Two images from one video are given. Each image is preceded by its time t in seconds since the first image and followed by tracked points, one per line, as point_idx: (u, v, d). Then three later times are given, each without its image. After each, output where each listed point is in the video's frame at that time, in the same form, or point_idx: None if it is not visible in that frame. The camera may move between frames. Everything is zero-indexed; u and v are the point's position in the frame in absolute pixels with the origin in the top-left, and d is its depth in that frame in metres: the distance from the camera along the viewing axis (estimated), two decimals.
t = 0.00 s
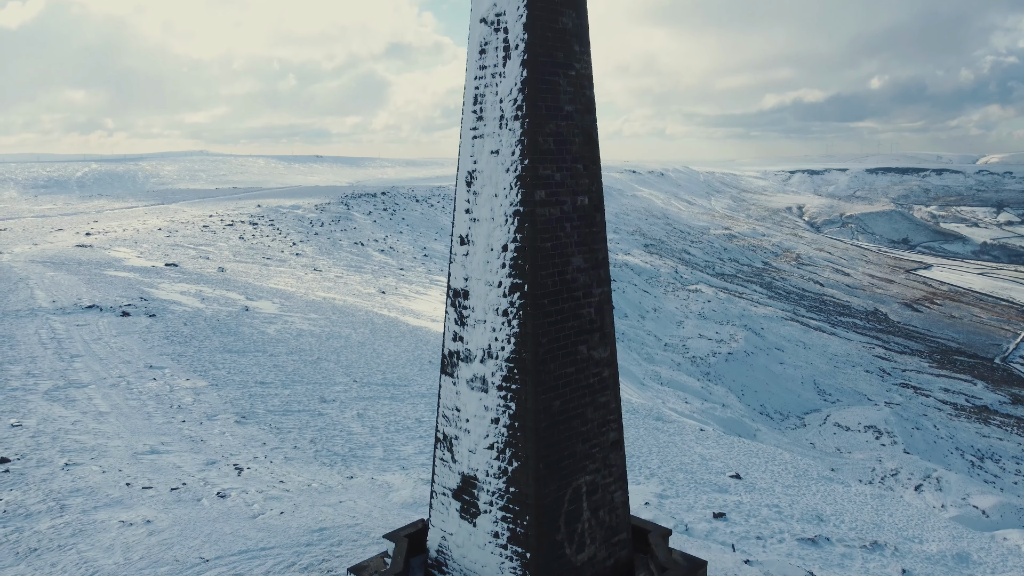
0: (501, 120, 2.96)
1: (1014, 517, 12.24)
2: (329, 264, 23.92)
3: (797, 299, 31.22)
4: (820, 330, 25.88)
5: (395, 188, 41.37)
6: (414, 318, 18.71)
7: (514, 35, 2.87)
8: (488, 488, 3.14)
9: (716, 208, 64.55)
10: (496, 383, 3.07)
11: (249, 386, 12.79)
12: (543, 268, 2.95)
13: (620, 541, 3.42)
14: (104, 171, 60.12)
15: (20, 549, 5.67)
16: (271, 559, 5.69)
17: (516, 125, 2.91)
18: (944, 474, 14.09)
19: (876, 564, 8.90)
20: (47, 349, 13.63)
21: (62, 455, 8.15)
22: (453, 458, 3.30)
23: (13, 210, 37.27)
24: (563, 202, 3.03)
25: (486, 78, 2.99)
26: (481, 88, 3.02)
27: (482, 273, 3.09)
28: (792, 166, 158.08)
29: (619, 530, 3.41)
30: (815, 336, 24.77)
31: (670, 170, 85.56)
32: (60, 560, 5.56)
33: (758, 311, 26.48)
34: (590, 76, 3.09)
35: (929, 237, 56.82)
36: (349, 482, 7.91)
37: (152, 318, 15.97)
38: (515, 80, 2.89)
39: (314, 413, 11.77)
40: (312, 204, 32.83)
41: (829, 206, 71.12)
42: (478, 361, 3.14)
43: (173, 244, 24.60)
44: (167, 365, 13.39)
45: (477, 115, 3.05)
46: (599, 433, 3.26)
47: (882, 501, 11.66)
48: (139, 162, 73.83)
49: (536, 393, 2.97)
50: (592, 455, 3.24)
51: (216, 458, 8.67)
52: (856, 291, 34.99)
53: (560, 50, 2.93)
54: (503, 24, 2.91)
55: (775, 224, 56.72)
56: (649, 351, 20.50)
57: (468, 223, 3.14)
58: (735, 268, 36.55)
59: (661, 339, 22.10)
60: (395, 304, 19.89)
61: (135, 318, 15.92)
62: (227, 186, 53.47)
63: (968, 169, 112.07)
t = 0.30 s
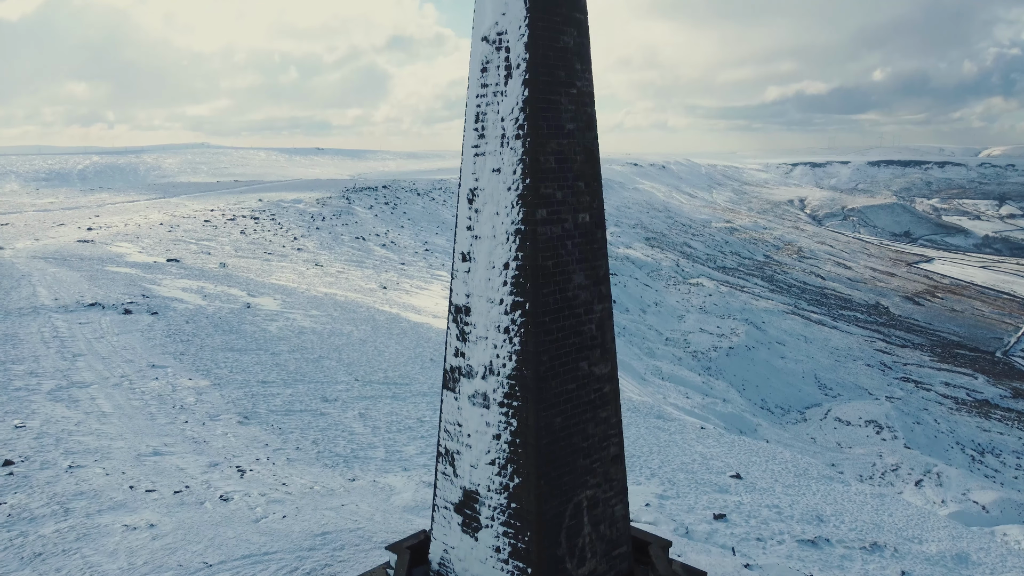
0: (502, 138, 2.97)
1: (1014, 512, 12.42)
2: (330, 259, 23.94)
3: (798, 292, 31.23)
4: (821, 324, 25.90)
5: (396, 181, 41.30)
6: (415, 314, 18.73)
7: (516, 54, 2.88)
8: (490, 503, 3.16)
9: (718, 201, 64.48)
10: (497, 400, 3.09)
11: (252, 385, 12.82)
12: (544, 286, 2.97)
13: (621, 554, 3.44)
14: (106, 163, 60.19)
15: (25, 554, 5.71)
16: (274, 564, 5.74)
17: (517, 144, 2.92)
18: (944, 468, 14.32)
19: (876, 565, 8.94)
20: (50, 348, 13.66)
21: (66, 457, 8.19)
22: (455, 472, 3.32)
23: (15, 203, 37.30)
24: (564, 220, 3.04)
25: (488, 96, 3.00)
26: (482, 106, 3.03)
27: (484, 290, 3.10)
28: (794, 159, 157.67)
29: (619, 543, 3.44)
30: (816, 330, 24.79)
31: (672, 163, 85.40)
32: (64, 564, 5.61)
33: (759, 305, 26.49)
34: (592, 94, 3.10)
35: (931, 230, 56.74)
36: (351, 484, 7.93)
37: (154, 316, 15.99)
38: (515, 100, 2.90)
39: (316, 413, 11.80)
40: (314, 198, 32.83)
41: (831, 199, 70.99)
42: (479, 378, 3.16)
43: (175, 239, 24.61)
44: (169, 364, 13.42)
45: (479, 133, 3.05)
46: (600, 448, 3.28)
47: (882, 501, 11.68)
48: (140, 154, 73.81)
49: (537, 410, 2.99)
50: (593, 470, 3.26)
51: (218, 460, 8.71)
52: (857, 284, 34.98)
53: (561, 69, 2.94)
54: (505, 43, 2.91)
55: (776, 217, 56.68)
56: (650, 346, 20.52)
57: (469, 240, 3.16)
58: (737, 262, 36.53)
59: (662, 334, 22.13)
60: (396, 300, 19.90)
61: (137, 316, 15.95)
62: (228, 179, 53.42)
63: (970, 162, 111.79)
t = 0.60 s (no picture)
0: (504, 155, 2.97)
1: (1014, 507, 12.96)
2: (332, 255, 23.98)
3: (800, 286, 31.25)
4: (823, 318, 25.92)
5: (397, 175, 41.30)
6: (416, 310, 18.76)
7: (516, 72, 2.89)
8: (491, 516, 3.19)
9: (719, 195, 64.43)
10: (499, 414, 3.11)
11: (254, 384, 12.86)
12: (545, 302, 2.99)
13: (621, 564, 3.47)
14: (107, 157, 60.27)
15: (29, 558, 5.76)
16: (277, 568, 5.78)
17: (518, 161, 2.93)
18: (944, 464, 14.69)
19: (875, 566, 8.98)
20: (52, 347, 13.70)
21: (69, 459, 8.22)
22: (456, 485, 3.34)
23: (16, 198, 37.32)
24: (565, 236, 3.05)
25: (489, 112, 3.01)
26: (483, 122, 3.04)
27: (486, 305, 3.12)
28: (795, 153, 157.35)
29: (619, 554, 3.46)
30: (817, 325, 24.82)
31: (673, 156, 85.25)
32: (68, 568, 5.66)
33: (760, 299, 26.51)
34: (593, 109, 3.11)
35: (933, 224, 56.71)
36: (353, 487, 7.97)
37: (156, 314, 16.03)
38: (516, 116, 2.91)
39: (318, 412, 11.85)
40: (315, 193, 32.85)
41: (833, 193, 70.91)
42: (481, 392, 3.17)
43: (176, 235, 24.64)
44: (171, 363, 13.46)
45: (480, 149, 3.06)
46: (600, 461, 3.31)
47: (883, 501, 11.72)
48: (140, 147, 73.82)
49: (539, 425, 3.01)
50: (594, 483, 3.29)
51: (221, 461, 8.75)
52: (859, 278, 34.98)
53: (561, 86, 2.95)
54: (506, 60, 2.92)
55: (778, 211, 56.64)
56: (651, 341, 20.54)
57: (471, 255, 3.17)
58: (738, 256, 36.53)
59: (663, 329, 22.15)
60: (397, 296, 19.93)
61: (139, 314, 15.99)
62: (229, 173, 53.41)
63: (973, 155, 111.62)
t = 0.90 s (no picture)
0: (505, 171, 2.98)
1: (1014, 503, 13.02)
2: (333, 250, 24.01)
3: (801, 280, 31.26)
4: (824, 312, 25.94)
5: (398, 169, 41.29)
6: (418, 307, 18.79)
7: (517, 89, 2.89)
8: (492, 528, 3.21)
9: (720, 188, 64.36)
10: (500, 428, 3.13)
11: (256, 383, 12.90)
12: (545, 317, 3.00)
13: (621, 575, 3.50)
14: (108, 151, 60.34)
15: (33, 562, 5.80)
16: (281, 573, 5.82)
17: (519, 177, 2.93)
18: (944, 460, 14.74)
19: (875, 568, 9.02)
20: (55, 346, 13.74)
21: (72, 461, 8.26)
22: (458, 496, 3.37)
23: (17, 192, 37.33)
24: (566, 252, 3.06)
25: (490, 127, 3.01)
26: (484, 138, 3.05)
27: (487, 319, 3.13)
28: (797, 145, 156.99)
29: (619, 565, 3.49)
30: (818, 319, 24.84)
31: (674, 150, 85.08)
32: (72, 573, 5.70)
33: (762, 294, 26.52)
34: (594, 125, 3.12)
35: (935, 217, 56.66)
36: (355, 489, 7.99)
37: (158, 312, 16.06)
38: (517, 133, 2.92)
39: (319, 412, 11.89)
40: (316, 187, 32.84)
41: (835, 187, 70.80)
42: (482, 405, 3.19)
43: (177, 231, 24.65)
44: (173, 362, 13.49)
45: (481, 164, 3.07)
46: (600, 473, 3.33)
47: (883, 500, 11.74)
48: (141, 140, 73.88)
49: (539, 439, 3.03)
50: (595, 495, 3.31)
51: (223, 462, 8.79)
52: (860, 272, 34.97)
53: (562, 103, 2.95)
54: (507, 76, 2.92)
55: (779, 205, 56.60)
56: (652, 336, 20.55)
57: (472, 269, 3.18)
58: (739, 250, 36.52)
59: (664, 324, 22.17)
60: (398, 293, 19.95)
61: (141, 312, 16.03)
62: (230, 167, 53.44)
63: (975, 149, 111.39)
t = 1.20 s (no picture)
0: (506, 187, 2.98)
1: (1015, 500, 13.07)
2: (335, 246, 24.04)
3: (802, 275, 31.26)
4: (825, 307, 25.95)
5: (399, 163, 41.27)
6: (419, 303, 18.81)
7: (519, 105, 2.90)
8: (494, 541, 3.23)
9: (722, 182, 64.27)
10: (501, 442, 3.14)
11: (257, 383, 12.92)
12: (546, 333, 3.02)
13: None
14: (109, 144, 60.47)
15: (37, 566, 5.85)
16: None
17: (521, 194, 2.94)
18: (945, 455, 14.78)
19: (875, 569, 9.05)
20: (57, 345, 13.77)
21: (75, 463, 8.30)
22: (459, 509, 3.39)
23: (19, 187, 37.35)
24: (567, 268, 3.07)
25: (492, 143, 3.02)
26: (486, 153, 3.05)
27: (488, 333, 3.14)
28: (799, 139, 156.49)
29: None
30: (820, 314, 24.84)
31: (676, 143, 84.95)
32: None
33: (763, 288, 26.52)
34: (595, 140, 3.13)
35: (937, 212, 56.59)
36: (356, 491, 8.02)
37: (160, 311, 16.08)
38: (519, 149, 2.92)
39: (321, 412, 11.92)
40: (317, 182, 32.85)
41: (836, 181, 70.67)
42: (484, 419, 3.21)
43: (179, 226, 24.67)
44: (175, 362, 13.52)
45: (483, 179, 3.08)
46: (601, 486, 3.35)
47: (883, 500, 11.75)
48: (142, 133, 73.95)
49: (540, 453, 3.05)
50: (595, 508, 3.33)
51: (226, 464, 8.83)
52: (862, 267, 34.96)
53: (563, 118, 2.96)
54: (508, 93, 2.93)
55: (781, 199, 56.54)
56: (653, 332, 20.55)
57: (473, 283, 3.19)
58: (741, 244, 36.50)
59: (665, 319, 22.17)
60: (400, 289, 19.96)
61: (142, 310, 16.06)
62: (231, 161, 53.42)
63: (977, 142, 111.18)
